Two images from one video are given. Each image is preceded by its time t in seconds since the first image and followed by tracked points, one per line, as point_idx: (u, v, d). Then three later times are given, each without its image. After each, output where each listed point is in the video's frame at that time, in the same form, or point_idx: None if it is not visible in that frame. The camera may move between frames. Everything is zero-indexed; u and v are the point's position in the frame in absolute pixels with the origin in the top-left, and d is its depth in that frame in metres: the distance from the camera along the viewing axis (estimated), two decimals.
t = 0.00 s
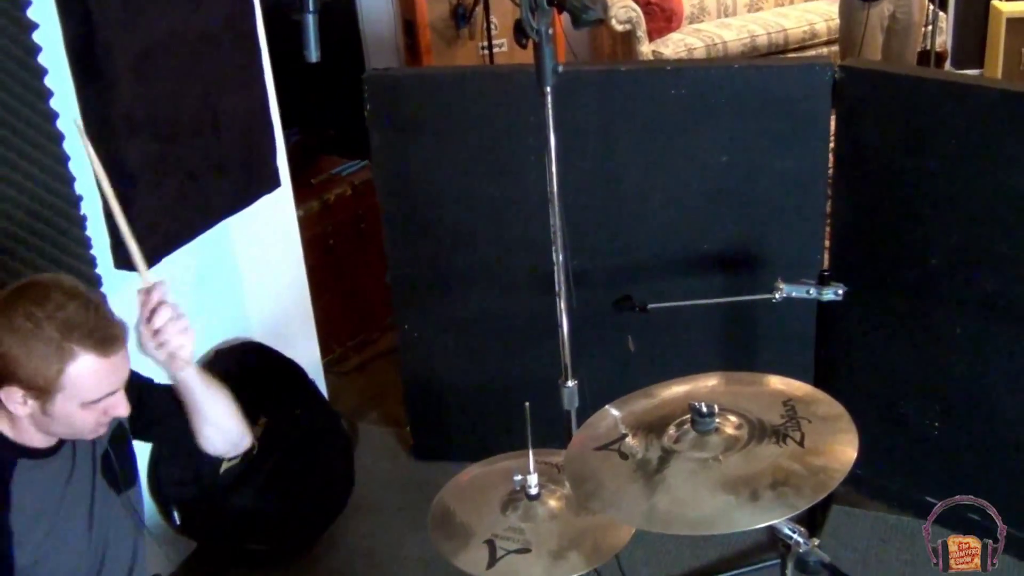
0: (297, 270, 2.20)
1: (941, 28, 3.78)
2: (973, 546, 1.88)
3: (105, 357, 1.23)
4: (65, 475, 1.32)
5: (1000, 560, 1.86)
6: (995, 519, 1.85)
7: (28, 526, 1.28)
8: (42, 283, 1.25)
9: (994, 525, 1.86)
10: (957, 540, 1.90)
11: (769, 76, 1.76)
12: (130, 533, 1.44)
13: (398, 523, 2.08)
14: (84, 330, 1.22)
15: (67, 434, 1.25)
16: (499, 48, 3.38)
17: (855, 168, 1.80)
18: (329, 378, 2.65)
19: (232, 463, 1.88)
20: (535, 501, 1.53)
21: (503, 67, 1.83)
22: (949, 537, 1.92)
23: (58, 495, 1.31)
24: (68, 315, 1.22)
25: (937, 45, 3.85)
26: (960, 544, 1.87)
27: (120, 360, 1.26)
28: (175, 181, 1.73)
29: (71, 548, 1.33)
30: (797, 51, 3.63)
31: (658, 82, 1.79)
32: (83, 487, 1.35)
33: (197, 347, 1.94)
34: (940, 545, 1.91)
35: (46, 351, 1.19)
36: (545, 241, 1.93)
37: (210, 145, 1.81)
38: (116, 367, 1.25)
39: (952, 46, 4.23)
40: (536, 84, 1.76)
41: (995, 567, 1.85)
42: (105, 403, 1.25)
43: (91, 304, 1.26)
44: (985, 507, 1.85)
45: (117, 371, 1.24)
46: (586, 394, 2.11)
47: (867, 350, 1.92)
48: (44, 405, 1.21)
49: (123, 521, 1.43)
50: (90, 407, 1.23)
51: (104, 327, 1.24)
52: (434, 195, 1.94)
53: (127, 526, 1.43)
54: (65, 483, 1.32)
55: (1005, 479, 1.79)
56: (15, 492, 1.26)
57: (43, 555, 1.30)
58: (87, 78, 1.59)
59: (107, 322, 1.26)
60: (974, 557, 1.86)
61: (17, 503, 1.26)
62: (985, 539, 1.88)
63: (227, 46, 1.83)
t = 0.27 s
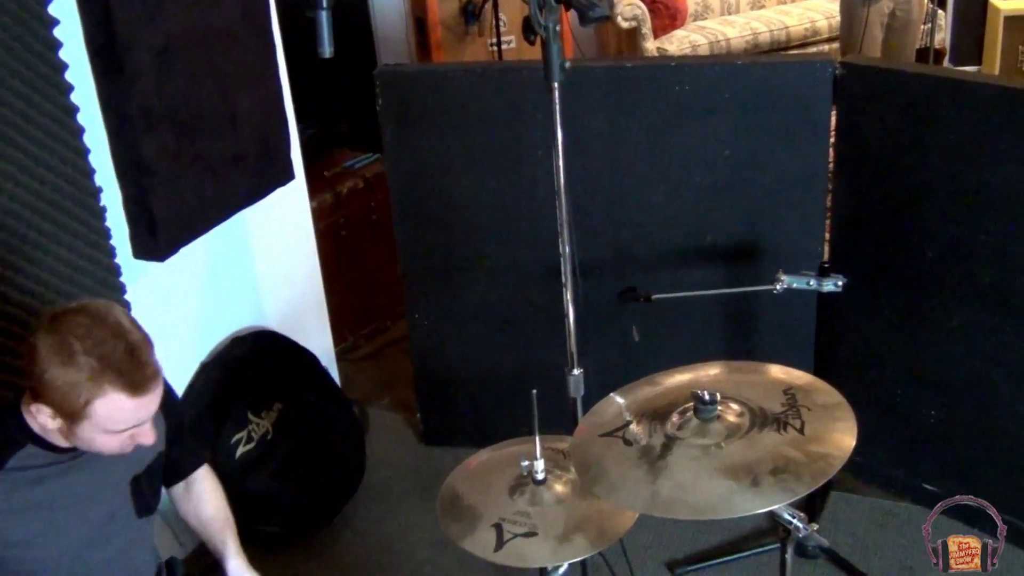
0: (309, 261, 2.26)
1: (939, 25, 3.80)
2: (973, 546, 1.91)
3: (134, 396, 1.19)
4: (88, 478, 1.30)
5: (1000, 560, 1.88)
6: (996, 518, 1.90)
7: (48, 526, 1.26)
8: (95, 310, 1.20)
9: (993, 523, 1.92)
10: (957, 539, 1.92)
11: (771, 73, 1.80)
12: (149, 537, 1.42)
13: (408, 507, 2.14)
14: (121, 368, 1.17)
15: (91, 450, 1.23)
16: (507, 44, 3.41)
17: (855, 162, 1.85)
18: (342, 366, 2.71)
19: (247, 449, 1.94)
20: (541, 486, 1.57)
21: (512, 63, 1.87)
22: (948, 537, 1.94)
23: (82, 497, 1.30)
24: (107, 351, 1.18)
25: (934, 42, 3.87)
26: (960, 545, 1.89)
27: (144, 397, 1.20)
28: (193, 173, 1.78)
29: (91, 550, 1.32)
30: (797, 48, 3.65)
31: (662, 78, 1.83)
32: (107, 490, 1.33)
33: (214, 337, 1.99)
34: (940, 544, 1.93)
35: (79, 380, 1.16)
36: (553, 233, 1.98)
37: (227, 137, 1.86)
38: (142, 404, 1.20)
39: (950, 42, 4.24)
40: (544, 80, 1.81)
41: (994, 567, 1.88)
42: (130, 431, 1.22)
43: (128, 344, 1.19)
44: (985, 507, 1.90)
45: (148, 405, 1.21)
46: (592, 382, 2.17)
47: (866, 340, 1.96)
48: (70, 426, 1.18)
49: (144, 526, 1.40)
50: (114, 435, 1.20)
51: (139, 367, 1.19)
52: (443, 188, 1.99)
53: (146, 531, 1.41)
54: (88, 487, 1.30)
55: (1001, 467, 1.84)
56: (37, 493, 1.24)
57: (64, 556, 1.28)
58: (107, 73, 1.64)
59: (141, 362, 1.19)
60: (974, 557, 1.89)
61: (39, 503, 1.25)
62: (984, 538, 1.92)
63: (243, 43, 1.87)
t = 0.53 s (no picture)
0: (317, 254, 2.31)
1: (933, 23, 3.85)
2: (973, 546, 1.92)
3: (160, 337, 1.26)
4: (109, 463, 1.32)
5: (999, 560, 1.90)
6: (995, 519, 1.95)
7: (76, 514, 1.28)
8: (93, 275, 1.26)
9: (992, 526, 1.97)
10: (957, 540, 1.94)
11: (770, 70, 1.84)
12: (179, 513, 1.45)
13: (415, 494, 2.19)
14: (142, 316, 1.24)
15: (128, 413, 1.27)
16: (511, 43, 3.46)
17: (851, 158, 1.89)
18: (349, 356, 2.77)
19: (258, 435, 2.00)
20: (544, 473, 1.61)
21: (516, 61, 1.91)
22: (948, 537, 1.96)
23: (105, 482, 1.31)
24: (125, 305, 1.24)
25: (930, 40, 3.91)
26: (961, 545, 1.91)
27: (167, 339, 1.27)
28: (207, 167, 1.83)
29: (120, 532, 1.35)
30: (796, 45, 3.66)
31: (664, 75, 1.87)
32: (129, 474, 1.35)
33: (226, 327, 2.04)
34: (940, 545, 1.95)
35: (109, 336, 1.21)
36: (556, 227, 2.03)
37: (239, 132, 1.90)
38: (167, 346, 1.27)
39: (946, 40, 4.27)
40: (548, 78, 1.85)
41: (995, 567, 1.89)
42: (164, 379, 1.28)
43: (140, 295, 1.26)
44: (986, 508, 1.96)
45: (170, 348, 1.27)
46: (593, 372, 2.22)
47: (862, 331, 2.01)
48: (110, 388, 1.23)
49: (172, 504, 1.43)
50: (151, 385, 1.26)
51: (156, 311, 1.26)
52: (449, 183, 2.04)
53: (176, 508, 1.44)
54: (110, 471, 1.32)
55: (991, 455, 1.89)
56: (61, 483, 1.26)
57: (95, 541, 1.31)
58: (122, 70, 1.68)
59: (157, 306, 1.27)
60: (974, 557, 1.90)
61: (65, 492, 1.27)
62: (984, 540, 1.94)
63: (255, 40, 1.92)
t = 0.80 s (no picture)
0: (326, 248, 2.37)
1: (928, 23, 3.89)
2: (973, 546, 1.93)
3: (180, 366, 1.26)
4: (138, 455, 1.37)
5: (999, 560, 1.91)
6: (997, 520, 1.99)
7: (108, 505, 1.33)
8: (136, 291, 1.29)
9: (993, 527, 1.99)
10: (957, 540, 1.94)
11: (769, 68, 1.88)
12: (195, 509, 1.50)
13: (421, 481, 2.26)
14: (167, 341, 1.25)
15: (139, 426, 1.30)
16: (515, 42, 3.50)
17: (847, 154, 1.94)
18: (357, 347, 2.84)
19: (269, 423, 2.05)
20: (547, 461, 1.64)
21: (520, 60, 1.95)
22: (948, 537, 1.97)
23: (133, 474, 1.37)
24: (152, 328, 1.25)
25: (924, 39, 3.95)
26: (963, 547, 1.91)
27: (189, 369, 1.27)
28: (219, 164, 1.88)
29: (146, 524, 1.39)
30: (793, 44, 3.70)
31: (664, 73, 1.92)
32: (148, 466, 1.39)
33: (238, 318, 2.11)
34: (940, 545, 1.95)
35: (129, 356, 1.23)
36: (558, 222, 2.08)
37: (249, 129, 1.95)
38: (188, 375, 1.28)
39: (941, 39, 4.30)
40: (551, 76, 1.90)
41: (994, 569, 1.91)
42: (177, 404, 1.29)
43: (172, 320, 1.28)
44: (985, 508, 2.00)
45: (190, 379, 1.28)
46: (594, 363, 2.27)
47: (856, 323, 2.06)
48: (121, 402, 1.25)
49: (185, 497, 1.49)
50: (162, 409, 1.27)
51: (182, 341, 1.27)
52: (454, 178, 2.09)
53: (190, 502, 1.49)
54: (138, 464, 1.37)
55: (982, 445, 1.95)
56: (93, 473, 1.31)
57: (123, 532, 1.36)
58: (138, 69, 1.73)
59: (184, 336, 1.28)
60: (974, 557, 1.91)
61: (97, 483, 1.32)
62: (984, 539, 1.94)
63: (265, 39, 1.97)
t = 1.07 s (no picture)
0: (333, 243, 2.42)
1: (922, 23, 3.93)
2: (973, 546, 1.95)
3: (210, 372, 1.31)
4: (138, 452, 1.39)
5: (999, 560, 1.93)
6: (996, 518, 2.02)
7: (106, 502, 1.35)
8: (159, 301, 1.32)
9: (993, 525, 2.01)
10: (957, 540, 1.97)
11: (766, 67, 1.93)
12: (197, 504, 1.51)
13: (427, 470, 2.31)
14: (197, 349, 1.30)
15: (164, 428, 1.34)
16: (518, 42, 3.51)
17: (842, 152, 1.98)
18: (365, 338, 2.90)
19: (278, 413, 2.11)
20: (549, 450, 1.67)
21: (523, 60, 2.00)
22: (949, 537, 1.99)
23: (132, 471, 1.38)
24: (182, 339, 1.29)
25: (918, 39, 4.00)
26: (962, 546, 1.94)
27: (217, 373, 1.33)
28: (230, 161, 1.93)
29: (146, 521, 1.41)
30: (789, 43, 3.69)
31: (664, 72, 1.96)
32: (152, 463, 1.41)
33: (247, 310, 2.16)
34: (940, 545, 1.98)
35: (165, 368, 1.27)
36: (560, 218, 2.13)
37: (259, 127, 2.00)
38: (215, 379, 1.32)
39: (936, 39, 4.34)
40: (554, 75, 1.94)
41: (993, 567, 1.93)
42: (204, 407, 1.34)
43: (198, 328, 1.32)
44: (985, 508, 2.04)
45: (217, 381, 1.33)
46: (595, 356, 2.33)
47: (851, 317, 2.11)
48: (152, 410, 1.29)
49: (187, 492, 1.50)
50: (192, 413, 1.32)
51: (211, 348, 1.32)
52: (457, 175, 2.14)
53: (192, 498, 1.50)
54: (140, 462, 1.39)
55: (973, 435, 2.00)
56: (91, 471, 1.33)
57: (121, 528, 1.37)
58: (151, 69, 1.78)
59: (211, 343, 1.32)
60: (974, 557, 1.93)
61: (95, 481, 1.33)
62: (984, 540, 1.97)
63: (274, 38, 2.01)
